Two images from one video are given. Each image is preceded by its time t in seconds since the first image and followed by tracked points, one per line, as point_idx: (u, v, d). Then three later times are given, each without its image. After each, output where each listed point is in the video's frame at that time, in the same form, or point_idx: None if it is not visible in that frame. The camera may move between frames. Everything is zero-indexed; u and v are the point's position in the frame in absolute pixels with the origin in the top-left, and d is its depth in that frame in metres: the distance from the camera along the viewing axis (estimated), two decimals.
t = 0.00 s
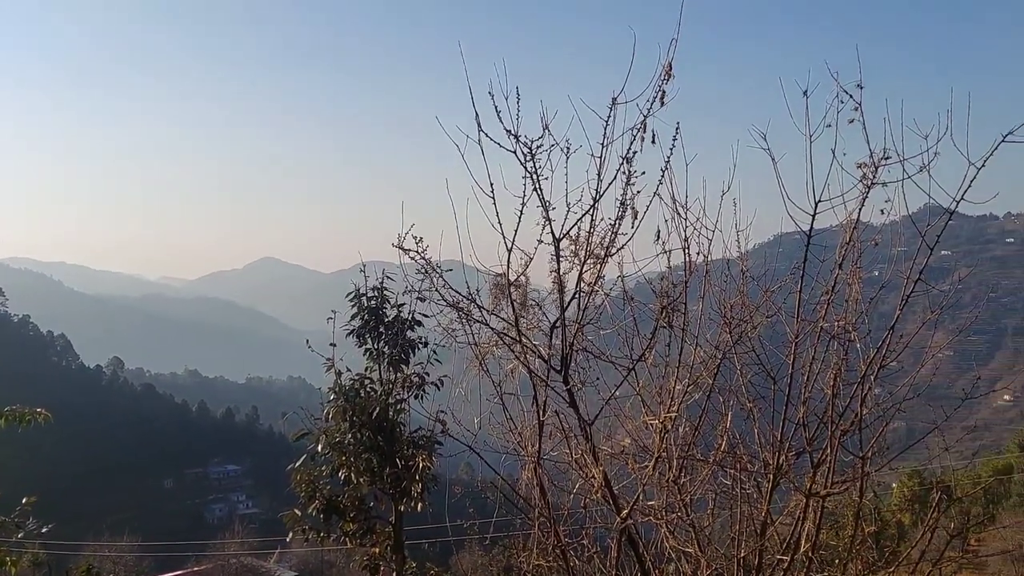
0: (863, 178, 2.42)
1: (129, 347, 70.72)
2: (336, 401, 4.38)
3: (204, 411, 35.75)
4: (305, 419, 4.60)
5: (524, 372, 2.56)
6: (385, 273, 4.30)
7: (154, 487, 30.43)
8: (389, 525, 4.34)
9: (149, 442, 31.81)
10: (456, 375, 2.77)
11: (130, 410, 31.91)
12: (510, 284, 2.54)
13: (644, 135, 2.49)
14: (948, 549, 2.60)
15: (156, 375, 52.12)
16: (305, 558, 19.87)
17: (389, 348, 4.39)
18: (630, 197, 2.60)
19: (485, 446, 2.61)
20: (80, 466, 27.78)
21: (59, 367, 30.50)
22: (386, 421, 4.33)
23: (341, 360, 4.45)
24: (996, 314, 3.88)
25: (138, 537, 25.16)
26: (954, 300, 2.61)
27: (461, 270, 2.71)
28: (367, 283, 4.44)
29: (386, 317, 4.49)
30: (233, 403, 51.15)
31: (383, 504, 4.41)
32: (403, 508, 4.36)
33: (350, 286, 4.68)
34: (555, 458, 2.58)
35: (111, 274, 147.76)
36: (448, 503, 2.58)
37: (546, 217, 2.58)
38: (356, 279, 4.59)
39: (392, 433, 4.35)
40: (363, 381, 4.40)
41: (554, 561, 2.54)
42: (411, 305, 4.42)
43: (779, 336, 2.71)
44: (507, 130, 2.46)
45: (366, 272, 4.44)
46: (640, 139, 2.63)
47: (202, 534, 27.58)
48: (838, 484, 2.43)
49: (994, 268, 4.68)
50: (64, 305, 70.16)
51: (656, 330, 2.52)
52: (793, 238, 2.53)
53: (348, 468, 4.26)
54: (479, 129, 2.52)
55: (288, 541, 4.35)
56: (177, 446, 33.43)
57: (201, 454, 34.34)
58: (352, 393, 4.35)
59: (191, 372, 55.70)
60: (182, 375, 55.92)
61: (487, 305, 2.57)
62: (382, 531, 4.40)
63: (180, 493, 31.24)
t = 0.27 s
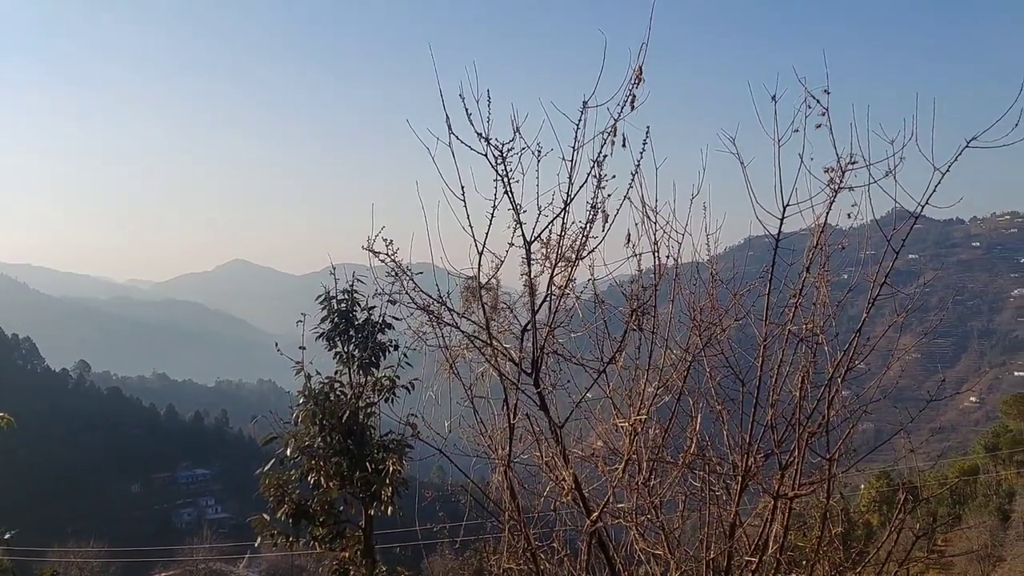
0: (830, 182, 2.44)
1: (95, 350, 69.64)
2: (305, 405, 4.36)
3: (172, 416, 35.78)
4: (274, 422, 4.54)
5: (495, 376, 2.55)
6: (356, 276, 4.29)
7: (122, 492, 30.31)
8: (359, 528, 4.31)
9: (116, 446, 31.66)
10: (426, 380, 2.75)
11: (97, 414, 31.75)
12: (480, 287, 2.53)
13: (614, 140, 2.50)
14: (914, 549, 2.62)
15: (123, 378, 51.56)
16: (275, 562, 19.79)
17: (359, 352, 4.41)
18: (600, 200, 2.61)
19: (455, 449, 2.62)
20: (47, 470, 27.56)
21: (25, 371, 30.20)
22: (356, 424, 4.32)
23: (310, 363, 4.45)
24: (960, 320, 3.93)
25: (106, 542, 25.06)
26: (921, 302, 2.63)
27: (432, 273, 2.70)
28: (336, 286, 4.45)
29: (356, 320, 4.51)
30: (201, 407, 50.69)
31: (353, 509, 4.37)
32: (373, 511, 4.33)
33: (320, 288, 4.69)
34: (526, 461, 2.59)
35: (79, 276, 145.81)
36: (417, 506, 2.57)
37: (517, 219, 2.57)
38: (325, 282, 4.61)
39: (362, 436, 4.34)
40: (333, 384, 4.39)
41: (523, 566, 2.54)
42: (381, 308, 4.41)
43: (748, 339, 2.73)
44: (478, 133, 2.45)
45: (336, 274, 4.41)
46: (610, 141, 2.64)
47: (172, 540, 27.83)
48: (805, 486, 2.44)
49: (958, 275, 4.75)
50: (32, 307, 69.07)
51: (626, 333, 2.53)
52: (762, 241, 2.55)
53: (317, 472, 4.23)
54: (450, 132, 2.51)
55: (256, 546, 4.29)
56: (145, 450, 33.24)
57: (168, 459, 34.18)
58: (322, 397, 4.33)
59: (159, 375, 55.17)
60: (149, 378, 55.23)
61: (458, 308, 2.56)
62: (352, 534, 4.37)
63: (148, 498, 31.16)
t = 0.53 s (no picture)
0: (794, 190, 2.47)
1: (55, 356, 68.26)
2: (269, 410, 4.35)
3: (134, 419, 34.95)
4: (238, 428, 4.56)
5: (462, 381, 2.54)
6: (321, 281, 4.36)
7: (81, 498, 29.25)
8: (324, 535, 4.28)
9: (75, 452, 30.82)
10: (393, 385, 2.74)
11: (56, 420, 31.10)
12: (447, 292, 2.53)
13: (581, 146, 2.52)
14: (877, 554, 2.64)
15: (85, 383, 50.42)
16: (239, 568, 19.48)
17: (325, 356, 4.45)
18: (568, 206, 2.62)
19: (421, 455, 2.60)
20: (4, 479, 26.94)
21: None
22: (321, 429, 4.32)
23: (276, 367, 4.47)
24: (921, 330, 3.99)
25: (64, 549, 24.39)
26: (884, 308, 2.67)
27: (400, 278, 2.69)
28: (302, 291, 4.53)
29: (323, 324, 4.58)
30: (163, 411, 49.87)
31: (317, 515, 4.35)
32: (338, 518, 4.31)
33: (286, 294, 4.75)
34: (492, 467, 2.58)
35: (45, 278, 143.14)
36: (382, 513, 2.55)
37: (485, 225, 2.58)
38: (292, 287, 4.67)
39: (328, 441, 4.33)
40: (298, 389, 4.40)
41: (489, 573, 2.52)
42: (346, 312, 4.49)
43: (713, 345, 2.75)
44: (447, 138, 2.46)
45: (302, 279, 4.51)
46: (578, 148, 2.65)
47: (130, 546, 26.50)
48: (770, 492, 2.45)
49: (918, 284, 4.80)
50: None
51: (592, 339, 2.54)
52: (727, 247, 2.58)
53: (282, 478, 4.20)
54: (418, 137, 2.51)
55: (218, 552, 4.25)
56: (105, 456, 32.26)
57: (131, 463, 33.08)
58: (287, 401, 4.34)
59: (122, 380, 54.08)
60: (111, 382, 54.09)
61: (425, 313, 2.55)
62: (316, 542, 4.33)
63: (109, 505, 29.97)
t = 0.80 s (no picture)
0: (762, 199, 2.49)
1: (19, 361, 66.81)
2: (237, 417, 4.32)
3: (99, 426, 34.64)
4: (205, 435, 4.53)
5: (432, 388, 2.53)
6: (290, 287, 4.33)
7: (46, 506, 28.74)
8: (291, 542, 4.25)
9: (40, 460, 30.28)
10: (363, 392, 2.72)
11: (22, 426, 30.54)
12: (417, 298, 2.51)
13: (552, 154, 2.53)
14: (845, 560, 2.65)
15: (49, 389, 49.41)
16: None
17: (293, 362, 4.41)
18: (539, 213, 2.63)
19: (390, 462, 2.58)
20: None
21: None
22: (289, 436, 4.27)
23: (244, 374, 4.44)
24: (886, 336, 4.05)
25: (27, 556, 23.95)
26: (852, 315, 2.70)
27: (369, 284, 2.68)
28: (271, 296, 4.47)
29: (291, 330, 4.53)
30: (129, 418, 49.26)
31: (285, 523, 4.32)
32: (307, 526, 4.27)
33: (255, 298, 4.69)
34: (462, 474, 2.57)
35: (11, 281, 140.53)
36: (350, 521, 2.54)
37: (456, 231, 2.57)
38: (260, 291, 4.62)
39: (296, 448, 4.26)
40: (267, 395, 4.38)
41: None
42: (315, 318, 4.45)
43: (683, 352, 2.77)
44: (418, 143, 2.45)
45: (270, 285, 4.46)
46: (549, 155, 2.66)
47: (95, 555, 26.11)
48: (737, 498, 2.46)
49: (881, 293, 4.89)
50: None
51: (563, 346, 2.54)
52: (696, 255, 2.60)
53: (249, 485, 4.17)
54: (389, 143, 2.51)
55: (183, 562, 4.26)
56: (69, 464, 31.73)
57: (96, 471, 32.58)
58: (255, 408, 4.30)
59: (86, 385, 53.08)
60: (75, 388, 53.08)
61: (395, 320, 2.54)
62: (284, 549, 4.30)
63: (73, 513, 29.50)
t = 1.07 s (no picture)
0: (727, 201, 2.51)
1: None
2: (202, 421, 4.27)
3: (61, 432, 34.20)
4: (168, 440, 4.48)
5: (399, 391, 2.52)
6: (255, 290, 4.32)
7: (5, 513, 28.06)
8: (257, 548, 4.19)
9: None
10: (329, 395, 2.70)
11: None
12: (384, 300, 2.50)
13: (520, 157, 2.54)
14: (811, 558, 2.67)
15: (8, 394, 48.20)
16: None
17: (259, 366, 4.38)
18: (507, 215, 2.62)
19: (357, 465, 2.57)
20: None
21: None
22: (255, 441, 4.22)
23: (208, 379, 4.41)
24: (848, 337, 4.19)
25: None
26: (816, 315, 2.75)
27: (335, 287, 2.66)
28: (235, 298, 4.45)
29: (257, 334, 4.53)
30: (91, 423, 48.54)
31: (251, 528, 4.27)
32: (273, 531, 4.21)
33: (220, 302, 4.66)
34: (429, 477, 2.55)
35: None
36: (317, 525, 2.52)
37: (423, 233, 2.56)
38: (225, 295, 4.59)
39: (262, 452, 4.22)
40: (231, 399, 4.33)
41: None
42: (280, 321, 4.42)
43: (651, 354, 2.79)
44: (385, 145, 2.44)
45: (235, 287, 4.44)
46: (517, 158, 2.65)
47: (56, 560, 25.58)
48: (704, 499, 2.47)
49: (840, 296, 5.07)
50: None
51: (530, 348, 2.54)
52: (664, 258, 2.63)
53: (213, 490, 4.11)
54: (355, 144, 2.50)
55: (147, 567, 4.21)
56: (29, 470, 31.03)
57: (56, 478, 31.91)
58: (220, 412, 4.25)
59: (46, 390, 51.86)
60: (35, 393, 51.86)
61: (362, 322, 2.52)
62: (250, 556, 4.24)
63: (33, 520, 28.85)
